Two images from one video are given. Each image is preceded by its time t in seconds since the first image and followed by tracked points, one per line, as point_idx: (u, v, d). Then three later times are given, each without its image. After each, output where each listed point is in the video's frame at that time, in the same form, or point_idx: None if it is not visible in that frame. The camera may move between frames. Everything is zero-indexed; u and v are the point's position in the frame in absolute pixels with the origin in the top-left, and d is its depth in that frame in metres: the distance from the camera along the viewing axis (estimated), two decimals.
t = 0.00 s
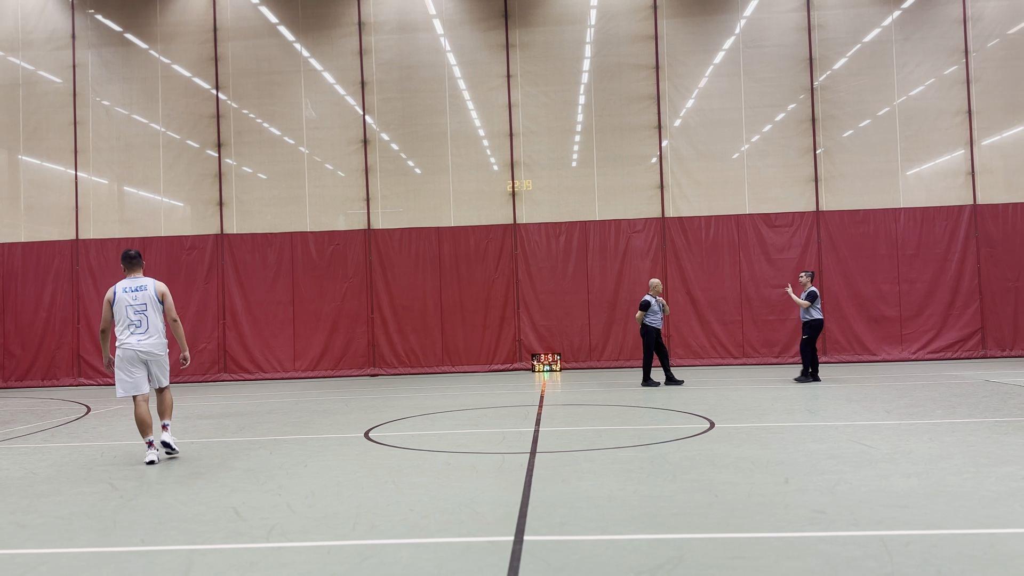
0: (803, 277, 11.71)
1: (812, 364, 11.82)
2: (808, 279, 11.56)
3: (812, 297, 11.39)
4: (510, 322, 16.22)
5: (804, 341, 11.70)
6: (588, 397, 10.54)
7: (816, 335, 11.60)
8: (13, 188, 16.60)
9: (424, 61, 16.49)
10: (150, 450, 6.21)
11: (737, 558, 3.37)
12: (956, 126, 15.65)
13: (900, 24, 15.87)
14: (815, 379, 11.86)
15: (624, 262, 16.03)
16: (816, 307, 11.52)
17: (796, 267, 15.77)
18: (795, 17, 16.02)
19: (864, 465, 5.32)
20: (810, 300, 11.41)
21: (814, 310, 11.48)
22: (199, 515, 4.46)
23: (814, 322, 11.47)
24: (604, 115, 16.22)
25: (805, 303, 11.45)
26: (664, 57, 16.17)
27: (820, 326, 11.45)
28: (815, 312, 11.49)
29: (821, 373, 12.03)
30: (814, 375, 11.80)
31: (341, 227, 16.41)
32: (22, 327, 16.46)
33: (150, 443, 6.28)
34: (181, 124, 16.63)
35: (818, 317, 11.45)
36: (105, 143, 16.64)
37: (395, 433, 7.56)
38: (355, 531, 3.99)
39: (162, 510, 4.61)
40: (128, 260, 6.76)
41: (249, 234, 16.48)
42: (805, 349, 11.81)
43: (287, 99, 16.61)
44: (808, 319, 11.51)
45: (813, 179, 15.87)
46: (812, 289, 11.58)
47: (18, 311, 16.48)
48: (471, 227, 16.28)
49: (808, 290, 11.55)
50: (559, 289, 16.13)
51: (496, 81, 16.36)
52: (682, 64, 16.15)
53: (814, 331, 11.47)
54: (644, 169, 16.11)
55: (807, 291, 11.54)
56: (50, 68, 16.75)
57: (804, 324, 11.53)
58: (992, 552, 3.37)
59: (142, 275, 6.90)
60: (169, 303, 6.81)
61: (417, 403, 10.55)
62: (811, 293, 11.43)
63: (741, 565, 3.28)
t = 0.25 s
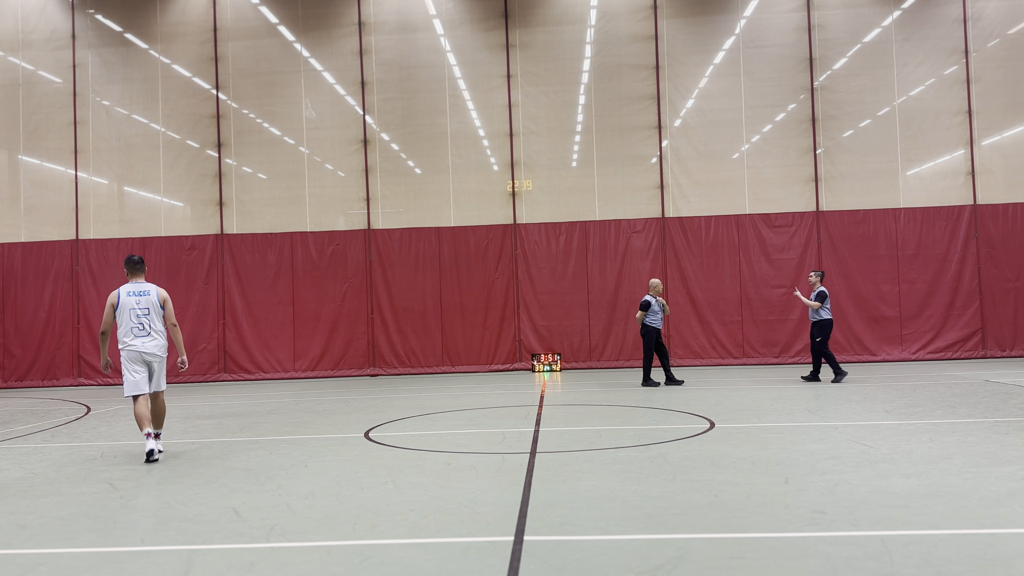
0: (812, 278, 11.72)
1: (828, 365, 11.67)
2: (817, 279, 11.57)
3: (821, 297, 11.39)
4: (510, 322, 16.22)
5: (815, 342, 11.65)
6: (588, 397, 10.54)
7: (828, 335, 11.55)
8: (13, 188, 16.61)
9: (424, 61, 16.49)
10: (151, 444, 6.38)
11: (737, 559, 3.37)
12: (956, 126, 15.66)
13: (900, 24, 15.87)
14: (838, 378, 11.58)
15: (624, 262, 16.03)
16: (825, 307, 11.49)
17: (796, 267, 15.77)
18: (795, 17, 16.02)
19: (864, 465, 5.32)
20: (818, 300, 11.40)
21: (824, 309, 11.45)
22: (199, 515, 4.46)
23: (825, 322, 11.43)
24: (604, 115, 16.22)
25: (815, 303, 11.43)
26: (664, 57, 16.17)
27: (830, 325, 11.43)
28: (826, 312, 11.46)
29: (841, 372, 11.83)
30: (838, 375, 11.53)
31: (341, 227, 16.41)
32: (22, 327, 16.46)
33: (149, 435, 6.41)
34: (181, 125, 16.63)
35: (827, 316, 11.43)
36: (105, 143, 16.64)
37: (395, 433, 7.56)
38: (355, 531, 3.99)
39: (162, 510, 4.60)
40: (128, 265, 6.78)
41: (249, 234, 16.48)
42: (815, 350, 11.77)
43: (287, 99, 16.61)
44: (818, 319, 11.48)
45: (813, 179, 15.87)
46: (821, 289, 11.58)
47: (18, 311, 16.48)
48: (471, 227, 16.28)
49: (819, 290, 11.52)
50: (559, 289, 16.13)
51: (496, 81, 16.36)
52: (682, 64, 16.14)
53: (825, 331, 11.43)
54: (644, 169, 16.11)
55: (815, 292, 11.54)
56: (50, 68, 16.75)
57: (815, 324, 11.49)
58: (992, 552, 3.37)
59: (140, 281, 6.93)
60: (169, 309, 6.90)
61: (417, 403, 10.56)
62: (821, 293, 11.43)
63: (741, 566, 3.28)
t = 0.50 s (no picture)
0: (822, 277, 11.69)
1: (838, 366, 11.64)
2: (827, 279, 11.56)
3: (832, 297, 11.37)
4: (510, 322, 16.22)
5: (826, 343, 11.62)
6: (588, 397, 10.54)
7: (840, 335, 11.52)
8: (13, 188, 16.60)
9: (424, 61, 16.49)
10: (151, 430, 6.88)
11: (737, 559, 3.37)
12: (956, 126, 15.65)
13: (900, 24, 15.87)
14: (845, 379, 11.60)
15: (624, 262, 16.03)
16: (836, 307, 11.45)
17: (796, 267, 15.77)
18: (795, 17, 16.03)
19: (864, 465, 5.32)
20: (828, 300, 11.36)
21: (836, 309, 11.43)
22: (199, 515, 4.46)
23: (837, 322, 11.40)
24: (604, 115, 16.22)
25: (825, 303, 11.40)
26: (664, 57, 16.17)
27: (841, 325, 11.41)
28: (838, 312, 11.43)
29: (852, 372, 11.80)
30: (844, 376, 11.52)
31: (341, 227, 16.41)
32: (22, 327, 16.46)
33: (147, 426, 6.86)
34: (181, 125, 16.63)
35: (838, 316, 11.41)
36: (105, 143, 16.64)
37: (394, 433, 7.56)
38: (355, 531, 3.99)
39: (162, 510, 4.60)
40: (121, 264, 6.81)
41: (249, 235, 16.48)
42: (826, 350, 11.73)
43: (287, 99, 16.61)
44: (829, 319, 11.46)
45: (813, 180, 15.87)
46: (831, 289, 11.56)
47: (18, 311, 16.48)
48: (471, 227, 16.28)
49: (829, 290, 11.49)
50: (559, 289, 16.13)
51: (496, 81, 16.36)
52: (682, 64, 16.14)
53: (837, 331, 11.40)
54: (644, 169, 16.10)
55: (825, 291, 11.49)
56: (50, 68, 16.75)
57: (827, 325, 11.46)
58: (991, 552, 3.37)
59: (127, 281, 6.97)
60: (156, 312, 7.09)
61: (417, 403, 10.56)
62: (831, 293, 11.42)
63: (741, 566, 3.28)
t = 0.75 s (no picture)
0: (829, 276, 11.68)
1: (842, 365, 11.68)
2: (835, 277, 11.54)
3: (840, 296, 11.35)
4: (511, 322, 16.21)
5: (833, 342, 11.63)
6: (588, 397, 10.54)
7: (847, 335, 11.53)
8: (13, 188, 16.60)
9: (424, 61, 16.49)
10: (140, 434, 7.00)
11: (738, 559, 3.37)
12: (956, 126, 15.65)
13: (900, 24, 15.86)
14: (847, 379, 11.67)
15: (624, 262, 16.02)
16: (843, 306, 11.45)
17: (796, 267, 15.77)
18: (795, 17, 16.02)
19: (864, 465, 5.32)
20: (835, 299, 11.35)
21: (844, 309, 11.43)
22: (199, 515, 4.45)
23: (843, 322, 11.40)
24: (604, 115, 16.22)
25: (832, 302, 11.41)
26: (664, 57, 16.17)
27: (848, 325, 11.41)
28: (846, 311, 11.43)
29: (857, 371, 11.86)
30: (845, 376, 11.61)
31: (341, 227, 16.40)
32: (22, 327, 16.46)
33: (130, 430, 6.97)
34: (181, 124, 16.62)
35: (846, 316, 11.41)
36: (105, 143, 16.63)
37: (394, 433, 7.55)
38: (355, 531, 3.99)
39: (162, 511, 4.60)
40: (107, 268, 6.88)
41: (249, 234, 16.48)
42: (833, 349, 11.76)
43: (287, 99, 16.61)
44: (835, 319, 11.46)
45: (813, 180, 15.86)
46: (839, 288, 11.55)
47: (18, 311, 16.47)
48: (471, 227, 16.28)
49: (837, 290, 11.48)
50: (559, 289, 16.13)
51: (496, 81, 16.35)
52: (682, 63, 16.14)
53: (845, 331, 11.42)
54: (644, 169, 16.10)
55: (832, 291, 11.49)
56: (50, 68, 16.75)
57: (834, 324, 11.47)
58: (992, 552, 3.36)
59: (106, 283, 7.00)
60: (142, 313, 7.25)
61: (417, 403, 10.55)
62: (838, 292, 11.40)
63: (741, 566, 3.28)
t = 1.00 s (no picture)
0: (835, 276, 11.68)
1: (845, 364, 11.74)
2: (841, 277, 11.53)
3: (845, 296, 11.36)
4: (511, 322, 16.21)
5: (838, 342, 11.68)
6: (588, 397, 10.53)
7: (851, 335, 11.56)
8: (13, 188, 16.61)
9: (424, 61, 16.49)
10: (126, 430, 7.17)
11: (738, 559, 3.37)
12: (956, 126, 15.65)
13: (900, 24, 15.87)
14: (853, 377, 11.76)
15: (624, 262, 16.03)
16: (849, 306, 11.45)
17: (796, 267, 15.77)
18: (795, 17, 16.02)
19: (864, 465, 5.32)
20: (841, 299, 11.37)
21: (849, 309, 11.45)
22: (199, 515, 4.45)
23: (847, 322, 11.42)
24: (604, 115, 16.22)
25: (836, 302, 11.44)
26: (664, 57, 16.17)
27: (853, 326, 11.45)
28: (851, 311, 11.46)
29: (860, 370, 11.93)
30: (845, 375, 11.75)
31: (341, 227, 16.40)
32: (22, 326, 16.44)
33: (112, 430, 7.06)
34: (181, 124, 16.62)
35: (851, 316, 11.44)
36: (105, 143, 16.64)
37: (394, 433, 7.54)
38: (356, 530, 3.99)
39: (162, 510, 4.60)
40: (91, 266, 7.00)
41: (249, 234, 16.48)
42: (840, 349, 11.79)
43: (287, 99, 16.61)
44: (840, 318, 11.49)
45: (813, 179, 15.86)
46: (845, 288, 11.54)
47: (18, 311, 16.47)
48: (471, 227, 16.28)
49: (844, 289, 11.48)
50: (559, 289, 16.13)
51: (496, 81, 16.35)
52: (682, 63, 16.14)
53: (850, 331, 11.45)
54: (644, 169, 16.10)
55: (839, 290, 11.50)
56: (50, 68, 16.75)
57: (838, 324, 11.51)
58: (992, 552, 3.37)
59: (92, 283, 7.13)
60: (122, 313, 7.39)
61: (417, 403, 10.55)
62: (844, 292, 11.40)
63: (741, 565, 3.28)
